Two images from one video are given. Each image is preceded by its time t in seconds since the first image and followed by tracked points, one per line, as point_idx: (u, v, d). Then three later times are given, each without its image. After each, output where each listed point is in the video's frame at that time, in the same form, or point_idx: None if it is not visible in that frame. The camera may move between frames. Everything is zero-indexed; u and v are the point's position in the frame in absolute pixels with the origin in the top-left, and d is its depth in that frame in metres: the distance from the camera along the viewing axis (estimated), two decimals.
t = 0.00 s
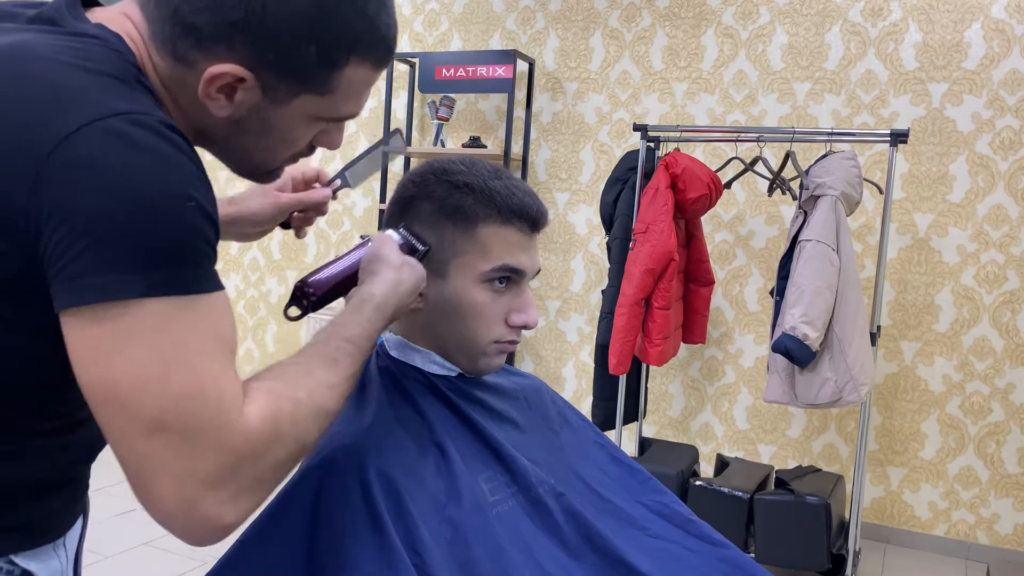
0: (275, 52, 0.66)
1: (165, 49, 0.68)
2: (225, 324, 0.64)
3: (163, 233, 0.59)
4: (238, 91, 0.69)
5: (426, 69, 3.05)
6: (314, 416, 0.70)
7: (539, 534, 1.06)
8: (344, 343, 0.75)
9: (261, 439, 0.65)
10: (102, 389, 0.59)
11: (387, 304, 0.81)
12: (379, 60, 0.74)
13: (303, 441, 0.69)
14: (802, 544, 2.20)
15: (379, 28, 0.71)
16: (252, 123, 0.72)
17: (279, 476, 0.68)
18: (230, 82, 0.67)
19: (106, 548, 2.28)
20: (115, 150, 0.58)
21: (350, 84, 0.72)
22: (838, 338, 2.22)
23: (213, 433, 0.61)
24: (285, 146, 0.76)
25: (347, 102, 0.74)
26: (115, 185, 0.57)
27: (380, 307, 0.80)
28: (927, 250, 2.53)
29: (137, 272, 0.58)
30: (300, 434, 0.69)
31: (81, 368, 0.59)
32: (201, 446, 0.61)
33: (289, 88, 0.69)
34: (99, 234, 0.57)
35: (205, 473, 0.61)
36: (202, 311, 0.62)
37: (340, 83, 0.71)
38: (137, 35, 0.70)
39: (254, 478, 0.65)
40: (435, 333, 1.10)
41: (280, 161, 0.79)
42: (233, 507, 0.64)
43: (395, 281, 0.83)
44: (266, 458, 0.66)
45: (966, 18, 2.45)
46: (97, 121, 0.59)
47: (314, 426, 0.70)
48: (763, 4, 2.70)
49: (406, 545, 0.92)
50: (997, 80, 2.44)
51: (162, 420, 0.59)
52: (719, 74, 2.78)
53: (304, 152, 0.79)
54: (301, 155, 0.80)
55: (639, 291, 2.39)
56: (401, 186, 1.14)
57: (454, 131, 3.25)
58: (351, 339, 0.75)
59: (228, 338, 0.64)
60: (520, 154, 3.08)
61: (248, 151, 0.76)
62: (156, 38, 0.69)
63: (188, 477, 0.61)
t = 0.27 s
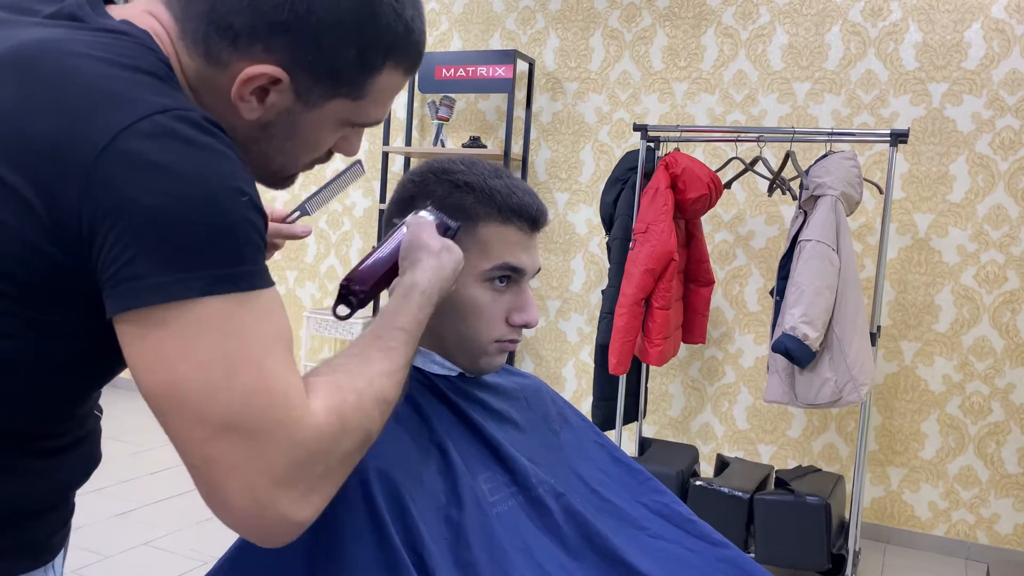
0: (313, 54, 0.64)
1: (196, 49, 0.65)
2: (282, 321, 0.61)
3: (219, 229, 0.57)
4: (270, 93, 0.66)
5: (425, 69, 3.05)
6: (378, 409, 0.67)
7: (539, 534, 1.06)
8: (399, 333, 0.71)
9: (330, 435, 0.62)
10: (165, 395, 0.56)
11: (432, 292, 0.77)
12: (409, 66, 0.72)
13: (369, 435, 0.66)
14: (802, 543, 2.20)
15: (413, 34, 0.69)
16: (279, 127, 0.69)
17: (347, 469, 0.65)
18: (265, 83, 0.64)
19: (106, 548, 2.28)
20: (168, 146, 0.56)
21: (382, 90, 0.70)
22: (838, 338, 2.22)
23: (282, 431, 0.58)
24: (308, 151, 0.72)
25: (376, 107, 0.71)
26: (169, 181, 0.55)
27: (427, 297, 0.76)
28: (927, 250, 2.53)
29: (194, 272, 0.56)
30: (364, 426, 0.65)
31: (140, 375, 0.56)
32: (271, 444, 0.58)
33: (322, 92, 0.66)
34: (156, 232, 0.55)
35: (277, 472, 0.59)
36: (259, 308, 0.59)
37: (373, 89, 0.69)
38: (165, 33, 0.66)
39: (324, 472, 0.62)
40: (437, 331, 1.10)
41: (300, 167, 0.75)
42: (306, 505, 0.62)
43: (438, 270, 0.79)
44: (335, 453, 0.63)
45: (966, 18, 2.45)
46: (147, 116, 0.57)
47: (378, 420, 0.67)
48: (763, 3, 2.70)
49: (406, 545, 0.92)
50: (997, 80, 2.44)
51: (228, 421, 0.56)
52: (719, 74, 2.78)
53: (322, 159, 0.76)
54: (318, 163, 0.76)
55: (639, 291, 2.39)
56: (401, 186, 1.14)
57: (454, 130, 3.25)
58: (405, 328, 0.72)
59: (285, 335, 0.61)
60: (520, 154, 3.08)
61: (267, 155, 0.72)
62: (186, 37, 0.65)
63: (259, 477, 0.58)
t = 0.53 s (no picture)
0: (323, 57, 0.63)
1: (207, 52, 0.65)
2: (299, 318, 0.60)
3: (230, 226, 0.56)
4: (279, 96, 0.65)
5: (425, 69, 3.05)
6: (405, 407, 0.65)
7: (539, 534, 1.06)
8: (430, 336, 0.71)
9: (353, 431, 0.61)
10: (183, 393, 0.56)
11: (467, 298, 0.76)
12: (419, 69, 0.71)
13: (398, 433, 0.65)
14: (802, 543, 2.20)
15: (422, 36, 0.69)
16: (287, 130, 0.68)
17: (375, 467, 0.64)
18: (275, 85, 0.64)
19: (105, 548, 2.28)
20: (179, 144, 0.56)
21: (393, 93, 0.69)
22: (838, 338, 2.21)
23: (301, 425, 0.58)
24: (315, 155, 0.72)
25: (385, 112, 0.71)
26: (180, 179, 0.55)
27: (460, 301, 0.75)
28: (927, 250, 2.54)
29: (206, 269, 0.55)
30: (391, 421, 0.64)
31: (158, 374, 0.56)
32: (292, 439, 0.58)
33: (332, 95, 0.66)
34: (169, 230, 0.54)
35: (299, 467, 0.58)
36: (275, 304, 0.58)
37: (384, 92, 0.68)
38: (173, 37, 0.66)
39: (351, 468, 0.62)
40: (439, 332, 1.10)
41: (308, 169, 0.74)
42: (332, 503, 0.61)
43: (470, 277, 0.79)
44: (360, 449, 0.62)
45: (966, 18, 2.45)
46: (157, 115, 0.56)
47: (406, 418, 0.65)
48: (762, 3, 2.70)
49: (406, 545, 0.92)
50: (997, 80, 2.44)
51: (248, 416, 0.56)
52: (719, 74, 2.78)
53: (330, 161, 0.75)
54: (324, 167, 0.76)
55: (639, 291, 2.39)
56: (399, 186, 1.14)
57: (454, 130, 3.25)
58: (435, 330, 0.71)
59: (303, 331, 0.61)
60: (520, 154, 3.08)
61: (275, 159, 0.72)
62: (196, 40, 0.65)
63: (280, 472, 0.58)
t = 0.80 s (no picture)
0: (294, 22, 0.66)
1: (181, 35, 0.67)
2: (258, 294, 0.61)
3: (182, 197, 0.57)
4: (255, 68, 0.67)
5: (425, 69, 3.05)
6: (372, 391, 0.64)
7: (539, 534, 1.06)
8: (411, 327, 0.69)
9: (307, 408, 0.60)
10: (134, 362, 0.57)
11: (456, 289, 0.73)
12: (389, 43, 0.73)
13: (360, 414, 0.64)
14: (802, 544, 2.20)
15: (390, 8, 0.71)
16: (266, 105, 0.70)
17: (335, 452, 0.63)
18: (248, 56, 0.66)
19: (105, 547, 2.28)
20: (132, 118, 0.58)
21: (366, 63, 0.71)
22: (838, 338, 2.21)
23: (248, 397, 0.58)
24: (296, 135, 0.73)
25: (359, 84, 0.72)
26: (131, 151, 0.57)
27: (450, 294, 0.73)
28: (927, 250, 2.53)
29: (158, 238, 0.56)
30: (352, 405, 0.63)
31: (112, 343, 0.58)
32: (236, 411, 0.57)
33: (306, 63, 0.68)
34: (121, 200, 0.56)
35: (250, 441, 0.58)
36: (232, 277, 0.59)
37: (358, 60, 0.70)
38: (147, 26, 0.68)
39: (304, 449, 0.61)
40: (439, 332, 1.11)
41: (287, 154, 0.76)
42: (283, 480, 0.60)
43: (466, 269, 0.75)
44: (316, 427, 0.61)
45: (966, 18, 2.45)
46: (114, 91, 0.59)
47: (372, 403, 0.64)
48: (763, 4, 2.70)
49: (406, 546, 0.92)
50: (997, 80, 2.44)
51: (194, 387, 0.56)
52: (718, 73, 2.78)
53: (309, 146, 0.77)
54: (305, 151, 0.77)
55: (639, 291, 2.39)
56: (399, 186, 1.14)
57: (454, 130, 3.25)
58: (416, 321, 0.70)
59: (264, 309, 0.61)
60: (520, 154, 3.08)
61: (255, 140, 0.73)
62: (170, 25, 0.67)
63: (229, 444, 0.58)
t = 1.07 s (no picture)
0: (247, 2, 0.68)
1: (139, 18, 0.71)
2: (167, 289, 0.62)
3: (76, 185, 0.58)
4: (210, 45, 0.70)
5: (425, 69, 3.05)
6: (267, 391, 0.65)
7: (539, 534, 1.06)
8: (320, 334, 0.71)
9: (198, 401, 0.61)
10: (23, 344, 0.57)
11: (372, 302, 0.75)
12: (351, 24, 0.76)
13: (255, 415, 0.64)
14: (803, 544, 2.20)
15: None
16: (224, 83, 0.72)
17: (225, 450, 0.63)
18: (202, 32, 0.69)
19: (106, 548, 2.28)
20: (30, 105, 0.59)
21: (325, 40, 0.73)
22: (838, 338, 2.21)
23: (141, 386, 0.58)
24: (260, 115, 0.75)
25: (320, 62, 0.74)
26: (34, 138, 0.58)
27: (361, 303, 0.74)
28: (927, 250, 2.54)
29: (50, 222, 0.57)
30: (245, 402, 0.64)
31: (9, 327, 0.58)
32: (123, 401, 0.58)
33: (260, 41, 0.70)
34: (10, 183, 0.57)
35: (135, 432, 0.58)
36: (137, 268, 0.60)
37: (315, 39, 0.72)
38: (106, 15, 0.72)
39: (190, 445, 0.61)
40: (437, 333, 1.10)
41: (250, 138, 0.78)
42: (168, 476, 0.60)
43: (386, 284, 0.77)
44: (207, 425, 0.62)
45: (966, 18, 2.45)
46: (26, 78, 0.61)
47: (269, 405, 0.65)
48: (763, 4, 2.70)
49: (406, 546, 0.92)
50: (997, 81, 2.44)
51: (79, 372, 0.57)
52: (719, 73, 2.78)
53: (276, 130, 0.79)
54: (275, 135, 0.80)
55: (639, 291, 2.39)
56: (398, 186, 1.14)
57: (455, 130, 3.24)
58: (327, 328, 0.72)
59: (167, 299, 0.62)
60: (520, 154, 3.08)
61: (218, 120, 0.76)
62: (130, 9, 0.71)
63: (115, 431, 0.58)
